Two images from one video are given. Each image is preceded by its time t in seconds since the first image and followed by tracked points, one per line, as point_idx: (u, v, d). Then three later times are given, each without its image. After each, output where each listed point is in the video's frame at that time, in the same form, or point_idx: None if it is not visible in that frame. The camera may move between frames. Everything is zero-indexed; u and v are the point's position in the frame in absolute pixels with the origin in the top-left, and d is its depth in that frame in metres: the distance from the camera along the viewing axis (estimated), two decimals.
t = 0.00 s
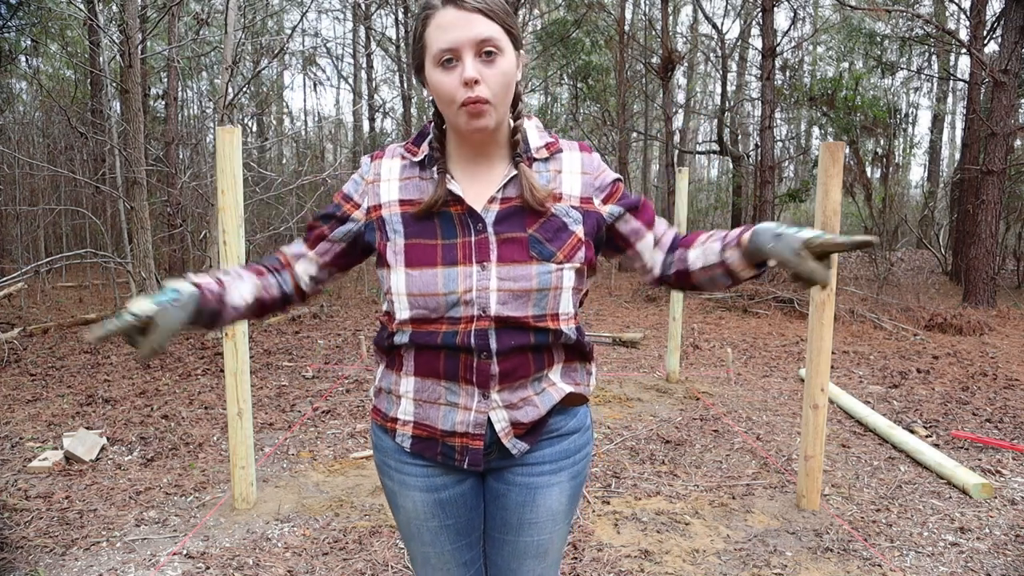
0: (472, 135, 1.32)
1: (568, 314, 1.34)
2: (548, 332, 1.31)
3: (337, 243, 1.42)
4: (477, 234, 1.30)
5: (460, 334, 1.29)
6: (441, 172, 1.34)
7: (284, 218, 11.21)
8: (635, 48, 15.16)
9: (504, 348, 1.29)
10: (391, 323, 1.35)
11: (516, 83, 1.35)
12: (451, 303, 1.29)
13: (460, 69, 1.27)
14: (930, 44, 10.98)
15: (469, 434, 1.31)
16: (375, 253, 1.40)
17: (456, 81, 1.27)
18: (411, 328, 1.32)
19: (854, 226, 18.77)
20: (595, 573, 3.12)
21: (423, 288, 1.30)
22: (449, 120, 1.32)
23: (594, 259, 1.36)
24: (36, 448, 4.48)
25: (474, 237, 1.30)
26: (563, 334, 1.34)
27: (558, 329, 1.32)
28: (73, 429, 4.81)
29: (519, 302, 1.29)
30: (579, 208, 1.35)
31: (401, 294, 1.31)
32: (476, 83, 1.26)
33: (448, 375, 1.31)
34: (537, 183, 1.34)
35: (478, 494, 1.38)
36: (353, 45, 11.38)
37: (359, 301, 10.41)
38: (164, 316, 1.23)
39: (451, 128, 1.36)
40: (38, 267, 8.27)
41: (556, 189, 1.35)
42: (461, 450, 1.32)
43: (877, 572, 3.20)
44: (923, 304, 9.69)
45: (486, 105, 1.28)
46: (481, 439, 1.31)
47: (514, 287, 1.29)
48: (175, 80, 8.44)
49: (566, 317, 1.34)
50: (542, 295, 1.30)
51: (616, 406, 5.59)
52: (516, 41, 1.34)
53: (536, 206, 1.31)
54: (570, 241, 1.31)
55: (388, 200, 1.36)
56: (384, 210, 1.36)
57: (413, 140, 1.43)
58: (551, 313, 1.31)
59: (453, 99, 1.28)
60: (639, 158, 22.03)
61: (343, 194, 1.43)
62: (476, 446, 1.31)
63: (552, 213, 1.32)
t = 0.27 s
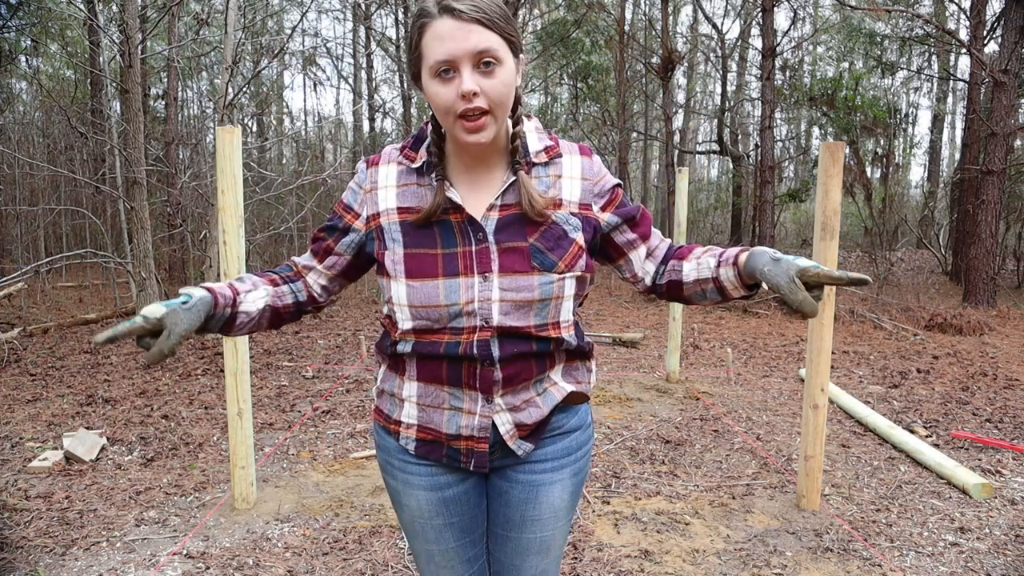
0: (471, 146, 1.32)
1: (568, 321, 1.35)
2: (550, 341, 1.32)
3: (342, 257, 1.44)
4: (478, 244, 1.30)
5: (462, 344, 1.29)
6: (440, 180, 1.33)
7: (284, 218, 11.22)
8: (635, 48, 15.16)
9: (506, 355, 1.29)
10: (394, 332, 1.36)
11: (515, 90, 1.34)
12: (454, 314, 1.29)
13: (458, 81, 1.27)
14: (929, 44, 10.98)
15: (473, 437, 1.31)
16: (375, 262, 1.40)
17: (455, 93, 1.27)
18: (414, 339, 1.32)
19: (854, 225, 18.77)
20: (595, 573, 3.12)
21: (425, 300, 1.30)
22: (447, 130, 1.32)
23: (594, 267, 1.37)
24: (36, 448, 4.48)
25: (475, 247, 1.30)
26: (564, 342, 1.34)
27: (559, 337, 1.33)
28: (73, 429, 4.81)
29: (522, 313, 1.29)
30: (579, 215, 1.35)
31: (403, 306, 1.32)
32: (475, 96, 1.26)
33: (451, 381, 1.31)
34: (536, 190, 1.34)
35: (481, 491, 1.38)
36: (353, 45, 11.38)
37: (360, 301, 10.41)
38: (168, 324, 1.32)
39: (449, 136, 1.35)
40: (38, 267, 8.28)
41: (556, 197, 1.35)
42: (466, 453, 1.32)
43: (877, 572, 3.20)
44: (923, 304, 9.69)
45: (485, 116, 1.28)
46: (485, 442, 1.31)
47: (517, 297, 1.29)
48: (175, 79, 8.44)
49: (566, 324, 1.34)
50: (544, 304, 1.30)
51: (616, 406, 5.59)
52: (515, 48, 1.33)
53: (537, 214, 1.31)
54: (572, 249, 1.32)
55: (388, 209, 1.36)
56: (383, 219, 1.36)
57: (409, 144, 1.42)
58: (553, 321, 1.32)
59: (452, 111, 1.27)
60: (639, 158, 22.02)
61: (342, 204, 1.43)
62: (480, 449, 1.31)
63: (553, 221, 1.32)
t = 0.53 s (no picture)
0: (475, 145, 1.32)
1: (568, 323, 1.35)
2: (550, 343, 1.32)
3: (347, 258, 1.44)
4: (479, 245, 1.30)
5: (462, 345, 1.29)
6: (442, 179, 1.33)
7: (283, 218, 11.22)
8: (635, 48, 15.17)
9: (506, 356, 1.29)
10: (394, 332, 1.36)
11: (520, 90, 1.34)
12: (455, 315, 1.29)
13: (464, 80, 1.26)
14: (929, 44, 10.98)
15: (472, 437, 1.31)
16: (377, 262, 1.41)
17: (460, 92, 1.26)
18: (414, 339, 1.32)
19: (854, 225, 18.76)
20: (595, 573, 3.12)
21: (425, 300, 1.30)
22: (451, 129, 1.32)
23: (595, 270, 1.37)
24: (36, 448, 4.48)
25: (476, 248, 1.30)
26: (564, 344, 1.34)
27: (559, 339, 1.33)
28: (73, 429, 4.81)
29: (522, 314, 1.29)
30: (581, 217, 1.35)
31: (404, 306, 1.32)
32: (481, 95, 1.26)
33: (450, 381, 1.31)
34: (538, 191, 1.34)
35: (480, 492, 1.38)
36: (353, 45, 11.38)
37: (360, 301, 10.40)
38: (175, 325, 1.32)
39: (452, 135, 1.35)
40: (38, 267, 8.28)
41: (559, 199, 1.35)
42: (465, 454, 1.32)
43: (877, 572, 3.20)
44: (923, 304, 9.69)
45: (491, 116, 1.28)
46: (485, 442, 1.31)
47: (518, 299, 1.29)
48: (175, 79, 8.44)
49: (566, 326, 1.35)
50: (545, 306, 1.30)
51: (616, 406, 5.59)
52: (520, 47, 1.33)
53: (538, 216, 1.31)
54: (573, 252, 1.32)
55: (390, 208, 1.36)
56: (386, 219, 1.36)
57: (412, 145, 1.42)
58: (553, 324, 1.32)
59: (457, 109, 1.27)
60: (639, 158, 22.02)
61: (345, 204, 1.43)
62: (480, 450, 1.31)
63: (554, 222, 1.32)
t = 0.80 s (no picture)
0: (479, 148, 1.32)
1: (569, 329, 1.35)
2: (550, 350, 1.32)
3: (350, 258, 1.44)
4: (481, 250, 1.30)
5: (462, 350, 1.29)
6: (445, 182, 1.33)
7: (283, 218, 11.22)
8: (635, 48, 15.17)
9: (507, 361, 1.29)
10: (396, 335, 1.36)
11: (525, 92, 1.34)
12: (456, 321, 1.30)
13: (470, 82, 1.27)
14: (929, 44, 10.98)
15: (472, 440, 1.31)
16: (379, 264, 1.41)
17: (465, 94, 1.27)
18: (416, 343, 1.33)
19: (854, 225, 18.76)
20: (594, 573, 3.12)
21: (426, 306, 1.30)
22: (455, 130, 1.32)
23: (597, 276, 1.37)
24: (36, 448, 4.48)
25: (478, 253, 1.30)
26: (564, 351, 1.34)
27: (560, 345, 1.33)
28: (73, 429, 4.81)
29: (522, 321, 1.29)
30: (584, 222, 1.35)
31: (405, 311, 1.33)
32: (486, 97, 1.26)
33: (451, 385, 1.31)
34: (542, 195, 1.34)
35: (481, 491, 1.38)
36: (352, 45, 11.38)
37: (360, 301, 10.40)
38: (180, 321, 1.32)
39: (456, 136, 1.35)
40: (38, 267, 8.28)
41: (562, 204, 1.35)
42: (465, 456, 1.32)
43: (877, 572, 3.20)
44: (923, 304, 9.70)
45: (495, 117, 1.28)
46: (484, 445, 1.31)
47: (519, 306, 1.29)
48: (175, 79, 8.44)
49: (567, 331, 1.35)
50: (546, 313, 1.31)
51: (616, 406, 5.59)
52: (526, 49, 1.33)
53: (541, 221, 1.31)
54: (575, 258, 1.32)
55: (392, 210, 1.36)
56: (388, 221, 1.36)
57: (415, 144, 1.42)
58: (554, 330, 1.32)
59: (462, 111, 1.27)
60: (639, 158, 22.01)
61: (347, 204, 1.43)
62: (480, 453, 1.31)
63: (557, 228, 1.32)
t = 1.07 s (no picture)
0: (482, 151, 1.32)
1: (571, 332, 1.35)
2: (552, 353, 1.32)
3: (353, 258, 1.44)
4: (484, 253, 1.30)
5: (464, 354, 1.29)
6: (449, 184, 1.33)
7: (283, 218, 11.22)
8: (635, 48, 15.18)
9: (509, 365, 1.29)
10: (398, 337, 1.36)
11: (530, 95, 1.33)
12: (458, 324, 1.30)
13: (473, 86, 1.26)
14: (929, 44, 10.98)
15: (474, 442, 1.31)
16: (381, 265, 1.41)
17: (468, 98, 1.26)
18: (418, 346, 1.33)
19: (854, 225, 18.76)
20: (595, 573, 3.12)
21: (428, 309, 1.31)
22: (459, 133, 1.32)
23: (600, 279, 1.37)
24: (36, 448, 4.48)
25: (480, 256, 1.30)
26: (566, 354, 1.34)
27: (562, 348, 1.33)
28: (73, 429, 4.81)
29: (525, 325, 1.29)
30: (588, 225, 1.35)
31: (407, 313, 1.33)
32: (490, 101, 1.26)
33: (452, 387, 1.31)
34: (546, 198, 1.34)
35: (481, 492, 1.38)
36: (352, 45, 11.38)
37: (360, 301, 10.40)
38: (183, 322, 1.32)
39: (460, 138, 1.35)
40: (38, 267, 8.28)
41: (566, 207, 1.35)
42: (466, 458, 1.32)
43: (877, 572, 3.20)
44: (923, 304, 9.70)
45: (499, 121, 1.28)
46: (486, 447, 1.31)
47: (521, 310, 1.29)
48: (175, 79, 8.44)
49: (569, 334, 1.35)
50: (548, 317, 1.31)
51: (616, 406, 5.60)
52: (531, 51, 1.33)
53: (545, 224, 1.31)
54: (578, 262, 1.32)
55: (395, 211, 1.36)
56: (391, 223, 1.36)
57: (419, 145, 1.42)
58: (556, 334, 1.32)
59: (465, 115, 1.27)
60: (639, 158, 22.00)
61: (350, 204, 1.43)
62: (481, 455, 1.31)
63: (560, 232, 1.32)
